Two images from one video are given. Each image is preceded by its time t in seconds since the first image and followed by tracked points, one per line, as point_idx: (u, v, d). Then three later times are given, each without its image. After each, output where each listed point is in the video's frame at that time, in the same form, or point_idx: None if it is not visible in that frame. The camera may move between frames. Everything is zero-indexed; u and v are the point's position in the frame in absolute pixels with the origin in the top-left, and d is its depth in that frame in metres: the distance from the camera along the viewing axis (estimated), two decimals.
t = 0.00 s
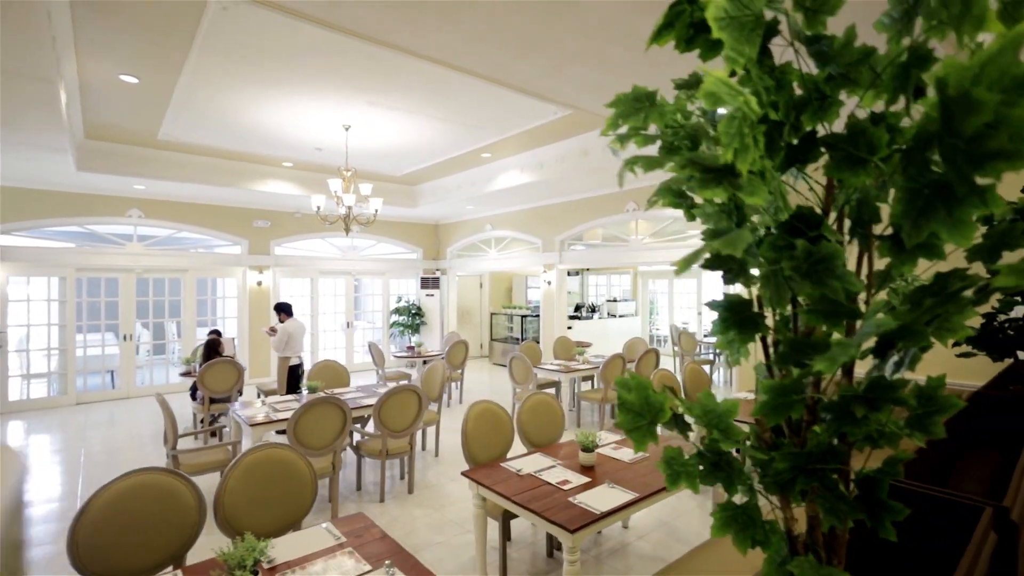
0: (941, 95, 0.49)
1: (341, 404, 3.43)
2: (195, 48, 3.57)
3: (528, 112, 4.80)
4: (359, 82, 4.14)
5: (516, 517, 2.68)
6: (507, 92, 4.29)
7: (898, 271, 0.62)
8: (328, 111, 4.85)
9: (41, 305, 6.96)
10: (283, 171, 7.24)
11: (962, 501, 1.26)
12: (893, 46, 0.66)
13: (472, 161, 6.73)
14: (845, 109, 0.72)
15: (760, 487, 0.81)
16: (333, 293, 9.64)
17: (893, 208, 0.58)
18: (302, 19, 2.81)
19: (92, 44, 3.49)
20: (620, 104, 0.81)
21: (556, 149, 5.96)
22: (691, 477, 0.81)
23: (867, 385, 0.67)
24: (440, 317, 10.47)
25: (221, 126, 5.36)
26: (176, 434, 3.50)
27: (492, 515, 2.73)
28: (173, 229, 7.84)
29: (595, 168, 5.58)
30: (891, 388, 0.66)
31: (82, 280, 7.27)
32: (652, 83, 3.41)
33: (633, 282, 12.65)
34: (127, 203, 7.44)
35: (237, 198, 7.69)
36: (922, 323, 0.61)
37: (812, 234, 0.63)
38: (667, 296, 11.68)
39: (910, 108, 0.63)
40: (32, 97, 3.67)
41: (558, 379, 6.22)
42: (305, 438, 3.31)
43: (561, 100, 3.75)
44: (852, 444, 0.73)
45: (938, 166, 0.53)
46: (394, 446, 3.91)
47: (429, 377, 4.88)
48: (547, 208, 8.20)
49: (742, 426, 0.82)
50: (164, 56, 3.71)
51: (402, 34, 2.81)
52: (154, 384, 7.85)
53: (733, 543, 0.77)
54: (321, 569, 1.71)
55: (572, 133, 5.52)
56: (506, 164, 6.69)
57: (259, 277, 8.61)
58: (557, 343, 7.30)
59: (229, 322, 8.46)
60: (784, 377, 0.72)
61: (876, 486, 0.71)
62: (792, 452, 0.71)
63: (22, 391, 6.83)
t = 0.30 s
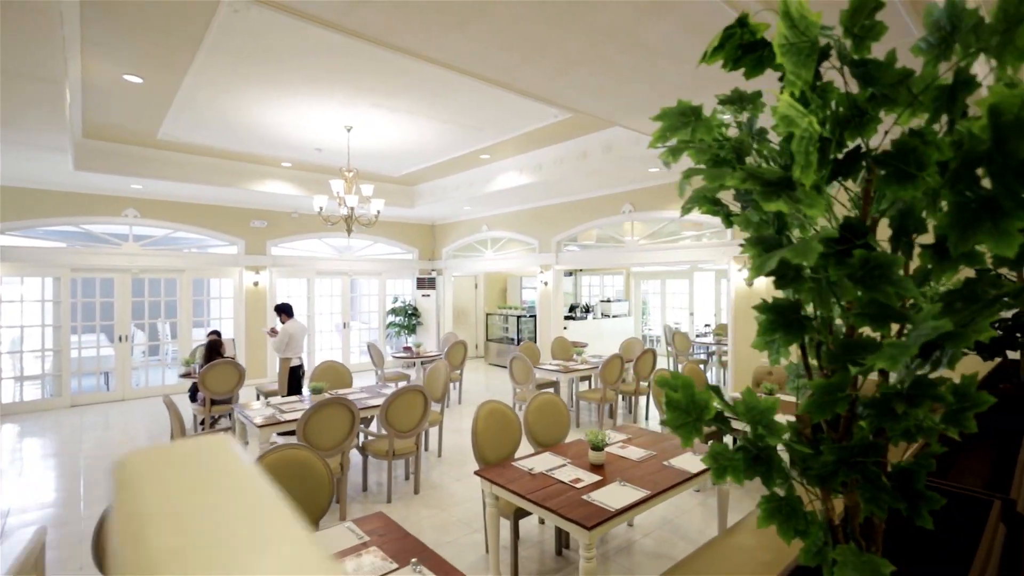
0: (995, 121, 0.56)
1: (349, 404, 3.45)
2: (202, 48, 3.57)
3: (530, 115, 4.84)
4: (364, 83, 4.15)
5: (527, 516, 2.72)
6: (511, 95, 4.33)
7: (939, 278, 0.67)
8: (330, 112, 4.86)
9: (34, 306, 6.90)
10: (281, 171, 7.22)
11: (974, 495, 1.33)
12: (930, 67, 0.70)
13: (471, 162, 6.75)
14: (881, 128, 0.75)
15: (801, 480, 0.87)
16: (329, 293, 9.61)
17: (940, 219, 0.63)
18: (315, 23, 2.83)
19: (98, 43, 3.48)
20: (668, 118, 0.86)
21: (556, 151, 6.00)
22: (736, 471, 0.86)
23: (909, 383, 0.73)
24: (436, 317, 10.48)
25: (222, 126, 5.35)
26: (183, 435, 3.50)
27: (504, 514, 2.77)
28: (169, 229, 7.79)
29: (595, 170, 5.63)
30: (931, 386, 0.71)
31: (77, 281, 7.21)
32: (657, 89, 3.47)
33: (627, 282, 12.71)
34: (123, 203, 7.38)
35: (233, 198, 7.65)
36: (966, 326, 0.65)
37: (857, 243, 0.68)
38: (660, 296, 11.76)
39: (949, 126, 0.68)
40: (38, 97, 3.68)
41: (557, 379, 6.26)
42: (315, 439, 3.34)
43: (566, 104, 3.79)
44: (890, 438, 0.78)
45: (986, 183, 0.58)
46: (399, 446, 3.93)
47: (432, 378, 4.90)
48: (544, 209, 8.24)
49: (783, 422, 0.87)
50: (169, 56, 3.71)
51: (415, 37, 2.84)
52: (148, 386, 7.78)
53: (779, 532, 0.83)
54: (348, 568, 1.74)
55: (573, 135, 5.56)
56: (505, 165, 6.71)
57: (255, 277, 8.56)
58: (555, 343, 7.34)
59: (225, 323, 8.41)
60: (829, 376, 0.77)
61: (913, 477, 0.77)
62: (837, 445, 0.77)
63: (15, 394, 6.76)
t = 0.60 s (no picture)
0: None
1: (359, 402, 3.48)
2: (211, 48, 3.58)
3: (534, 116, 4.88)
4: (371, 83, 4.17)
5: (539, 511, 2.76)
6: (517, 96, 4.37)
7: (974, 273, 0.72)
8: (334, 112, 4.87)
9: (31, 306, 6.85)
10: (281, 171, 7.21)
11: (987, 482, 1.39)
12: (963, 78, 0.75)
13: (472, 163, 6.78)
14: (915, 132, 0.80)
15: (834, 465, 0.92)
16: (327, 293, 9.59)
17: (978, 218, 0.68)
18: (329, 24, 2.86)
19: (106, 42, 3.48)
20: (709, 123, 0.91)
21: (557, 151, 6.05)
22: (773, 456, 0.91)
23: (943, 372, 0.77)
24: (434, 317, 10.49)
25: (224, 125, 5.34)
26: (192, 434, 3.50)
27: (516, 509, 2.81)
28: (167, 229, 7.75)
29: (597, 171, 5.68)
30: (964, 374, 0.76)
31: (74, 280, 7.17)
32: (662, 93, 3.52)
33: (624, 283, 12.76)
34: (121, 202, 7.34)
35: (232, 198, 7.62)
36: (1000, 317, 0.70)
37: (895, 241, 0.73)
38: (657, 296, 11.83)
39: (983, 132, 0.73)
40: (46, 96, 3.68)
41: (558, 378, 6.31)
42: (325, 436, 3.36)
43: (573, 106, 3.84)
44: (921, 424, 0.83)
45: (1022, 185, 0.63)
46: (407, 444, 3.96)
47: (436, 376, 4.93)
48: (544, 210, 8.28)
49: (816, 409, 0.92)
50: (177, 55, 3.71)
51: (428, 39, 2.87)
52: (146, 386, 7.74)
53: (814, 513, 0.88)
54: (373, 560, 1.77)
55: (575, 137, 5.61)
56: (506, 165, 6.75)
57: (253, 277, 8.54)
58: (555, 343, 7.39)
59: (223, 323, 8.37)
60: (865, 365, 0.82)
61: (944, 461, 0.82)
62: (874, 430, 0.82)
63: (11, 394, 6.71)
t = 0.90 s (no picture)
0: None
1: (368, 399, 3.50)
2: (220, 46, 3.60)
3: (537, 116, 4.92)
4: (377, 82, 4.20)
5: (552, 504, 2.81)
6: (522, 95, 4.41)
7: (1007, 262, 0.77)
8: (340, 110, 4.89)
9: (29, 304, 6.80)
10: (281, 169, 7.20)
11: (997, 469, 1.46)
12: (995, 79, 0.80)
13: (473, 162, 6.81)
14: (947, 131, 0.85)
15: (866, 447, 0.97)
16: (325, 292, 9.57)
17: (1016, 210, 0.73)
18: (342, 23, 2.88)
19: (114, 38, 3.48)
20: (748, 123, 0.96)
21: (559, 150, 6.09)
22: (809, 438, 0.95)
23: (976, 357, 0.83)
24: (433, 316, 10.49)
25: (227, 124, 5.34)
26: (202, 432, 3.52)
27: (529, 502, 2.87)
28: (165, 228, 7.71)
29: (598, 170, 5.73)
30: (996, 358, 0.81)
31: (72, 279, 7.12)
32: (670, 93, 3.57)
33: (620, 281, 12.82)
34: (120, 200, 7.30)
35: (232, 196, 7.59)
36: None
37: (933, 232, 0.78)
38: (652, 294, 11.94)
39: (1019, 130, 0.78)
40: (55, 92, 3.68)
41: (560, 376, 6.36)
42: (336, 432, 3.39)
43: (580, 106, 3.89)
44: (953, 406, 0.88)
45: None
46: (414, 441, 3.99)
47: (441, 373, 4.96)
48: (542, 209, 8.33)
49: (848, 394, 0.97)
50: (184, 53, 3.72)
51: (441, 38, 2.91)
52: (145, 386, 7.70)
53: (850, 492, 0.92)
54: (400, 549, 1.82)
55: (577, 135, 5.66)
56: (507, 163, 6.78)
57: (252, 276, 8.50)
58: (556, 341, 7.44)
59: (222, 322, 8.34)
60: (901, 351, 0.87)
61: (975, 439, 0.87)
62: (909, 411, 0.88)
63: (8, 393, 6.67)
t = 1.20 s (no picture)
0: None
1: (375, 393, 3.52)
2: (228, 41, 3.60)
3: (541, 114, 4.95)
4: (383, 79, 4.21)
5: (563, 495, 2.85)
6: (528, 93, 4.43)
7: None
8: (346, 107, 4.90)
9: (25, 302, 6.72)
10: (281, 167, 7.18)
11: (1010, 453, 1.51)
12: None
13: (474, 160, 6.83)
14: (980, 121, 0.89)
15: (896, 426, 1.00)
16: (324, 290, 9.54)
17: None
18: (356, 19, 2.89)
19: (121, 32, 3.46)
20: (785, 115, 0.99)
21: (561, 148, 6.13)
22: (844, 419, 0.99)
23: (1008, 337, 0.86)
24: (431, 314, 10.48)
25: (229, 119, 5.31)
26: (209, 427, 3.51)
27: (540, 494, 2.90)
28: (162, 225, 7.65)
29: (600, 168, 5.78)
30: None
31: (67, 276, 7.04)
32: (677, 92, 3.62)
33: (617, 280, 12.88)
34: (116, 197, 7.23)
35: (230, 193, 7.54)
36: None
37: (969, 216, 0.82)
38: (648, 293, 12.02)
39: None
40: (63, 87, 3.68)
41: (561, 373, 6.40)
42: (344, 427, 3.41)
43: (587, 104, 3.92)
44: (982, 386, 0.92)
45: None
46: (421, 436, 4.01)
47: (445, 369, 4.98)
48: (542, 207, 8.36)
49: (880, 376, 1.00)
50: (191, 48, 3.70)
51: (454, 35, 2.93)
52: (142, 385, 7.64)
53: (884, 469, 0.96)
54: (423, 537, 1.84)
55: (580, 133, 5.70)
56: (508, 162, 6.81)
57: (250, 273, 8.45)
58: (556, 338, 7.48)
59: (219, 320, 8.28)
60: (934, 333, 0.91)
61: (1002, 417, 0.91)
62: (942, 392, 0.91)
63: (4, 392, 6.59)
